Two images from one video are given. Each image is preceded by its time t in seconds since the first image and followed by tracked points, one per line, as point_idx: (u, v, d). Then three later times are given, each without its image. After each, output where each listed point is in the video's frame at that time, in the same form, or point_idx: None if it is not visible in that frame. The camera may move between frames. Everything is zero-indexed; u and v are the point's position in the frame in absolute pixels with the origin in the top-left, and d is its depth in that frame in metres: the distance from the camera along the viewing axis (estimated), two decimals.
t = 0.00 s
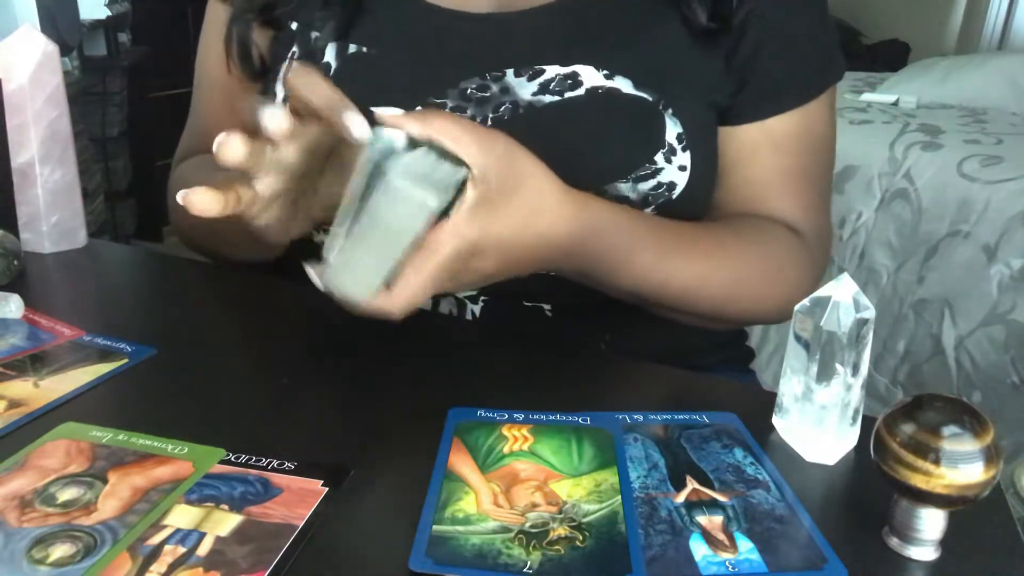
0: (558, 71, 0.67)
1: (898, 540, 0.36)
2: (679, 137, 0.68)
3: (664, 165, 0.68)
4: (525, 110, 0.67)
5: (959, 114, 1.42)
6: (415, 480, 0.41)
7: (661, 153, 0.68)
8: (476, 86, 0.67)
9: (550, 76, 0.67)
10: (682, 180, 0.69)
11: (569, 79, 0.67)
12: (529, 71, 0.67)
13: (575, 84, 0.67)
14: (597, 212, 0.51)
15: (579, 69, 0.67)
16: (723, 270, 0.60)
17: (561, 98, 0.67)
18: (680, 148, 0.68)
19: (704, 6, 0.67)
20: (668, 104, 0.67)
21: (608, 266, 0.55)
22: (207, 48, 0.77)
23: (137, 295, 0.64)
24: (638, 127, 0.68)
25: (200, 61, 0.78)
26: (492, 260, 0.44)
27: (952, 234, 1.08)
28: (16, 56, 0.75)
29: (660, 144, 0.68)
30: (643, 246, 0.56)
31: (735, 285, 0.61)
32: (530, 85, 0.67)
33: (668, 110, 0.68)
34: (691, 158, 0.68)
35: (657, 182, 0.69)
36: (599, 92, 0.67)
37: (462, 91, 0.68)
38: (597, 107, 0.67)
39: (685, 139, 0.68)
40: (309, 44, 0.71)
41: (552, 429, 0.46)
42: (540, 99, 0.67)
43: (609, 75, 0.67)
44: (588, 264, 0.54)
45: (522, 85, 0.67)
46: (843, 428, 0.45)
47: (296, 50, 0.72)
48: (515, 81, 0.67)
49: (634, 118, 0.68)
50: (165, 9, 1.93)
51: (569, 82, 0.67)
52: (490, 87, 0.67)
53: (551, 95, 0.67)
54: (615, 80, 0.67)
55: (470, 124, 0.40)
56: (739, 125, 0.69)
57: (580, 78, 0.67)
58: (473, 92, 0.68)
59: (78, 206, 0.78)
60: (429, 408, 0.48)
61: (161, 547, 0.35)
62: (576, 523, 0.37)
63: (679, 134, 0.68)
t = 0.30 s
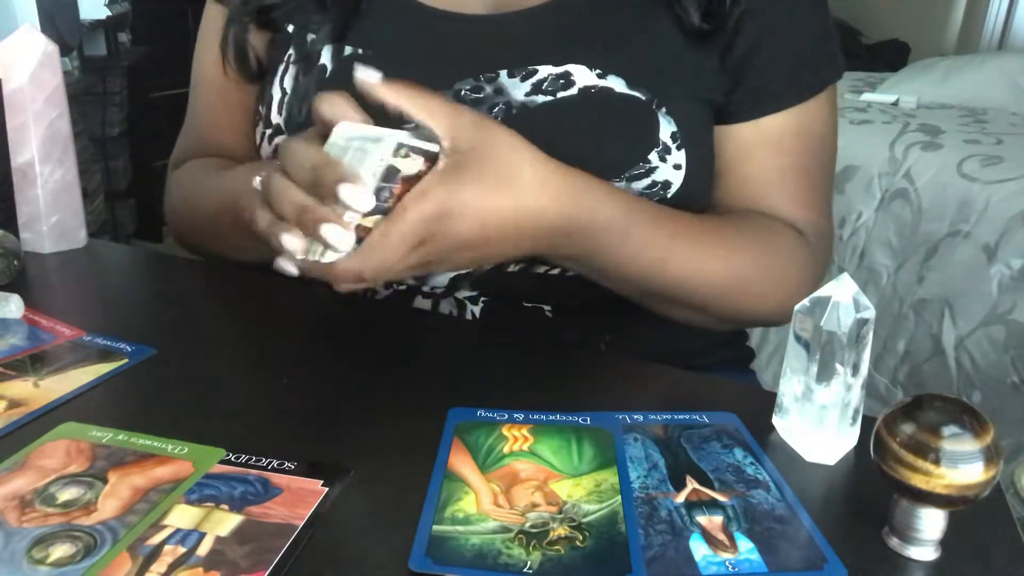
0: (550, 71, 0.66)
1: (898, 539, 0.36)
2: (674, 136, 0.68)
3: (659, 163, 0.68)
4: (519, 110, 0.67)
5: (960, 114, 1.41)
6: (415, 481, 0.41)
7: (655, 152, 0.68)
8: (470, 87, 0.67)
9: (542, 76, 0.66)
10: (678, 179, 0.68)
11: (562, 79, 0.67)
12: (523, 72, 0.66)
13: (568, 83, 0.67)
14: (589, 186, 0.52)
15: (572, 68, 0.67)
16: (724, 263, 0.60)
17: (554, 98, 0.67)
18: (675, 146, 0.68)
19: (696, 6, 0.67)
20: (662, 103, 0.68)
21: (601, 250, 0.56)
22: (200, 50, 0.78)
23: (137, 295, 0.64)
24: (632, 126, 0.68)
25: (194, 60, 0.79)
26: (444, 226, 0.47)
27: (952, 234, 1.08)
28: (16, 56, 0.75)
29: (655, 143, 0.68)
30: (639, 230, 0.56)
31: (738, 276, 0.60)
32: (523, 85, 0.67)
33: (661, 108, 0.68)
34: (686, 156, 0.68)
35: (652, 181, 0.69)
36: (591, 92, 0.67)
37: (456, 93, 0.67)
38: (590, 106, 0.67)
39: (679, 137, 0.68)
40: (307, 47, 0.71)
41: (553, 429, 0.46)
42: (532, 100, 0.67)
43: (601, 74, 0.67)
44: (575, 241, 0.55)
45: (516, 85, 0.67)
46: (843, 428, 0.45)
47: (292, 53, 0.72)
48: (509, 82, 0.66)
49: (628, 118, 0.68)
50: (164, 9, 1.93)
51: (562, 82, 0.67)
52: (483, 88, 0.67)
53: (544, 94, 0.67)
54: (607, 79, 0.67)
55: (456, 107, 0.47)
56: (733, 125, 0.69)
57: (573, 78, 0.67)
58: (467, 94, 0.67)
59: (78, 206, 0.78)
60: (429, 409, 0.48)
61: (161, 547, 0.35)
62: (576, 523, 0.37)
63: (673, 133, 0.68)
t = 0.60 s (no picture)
0: (547, 67, 0.66)
1: (898, 539, 0.36)
2: (671, 128, 0.67)
3: (655, 154, 0.67)
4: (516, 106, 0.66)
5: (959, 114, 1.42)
6: (415, 481, 0.41)
7: (652, 143, 0.67)
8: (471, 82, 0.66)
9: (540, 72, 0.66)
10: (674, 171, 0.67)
11: (558, 74, 0.66)
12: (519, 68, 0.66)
13: (564, 78, 0.66)
14: (593, 154, 0.49)
15: (568, 63, 0.66)
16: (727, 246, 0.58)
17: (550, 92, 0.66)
18: (673, 138, 0.67)
19: (693, 5, 0.66)
20: (660, 96, 0.67)
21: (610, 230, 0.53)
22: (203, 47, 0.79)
23: (137, 295, 0.64)
24: (630, 118, 0.66)
25: (196, 58, 0.79)
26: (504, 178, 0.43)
27: (953, 234, 1.08)
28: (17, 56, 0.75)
29: (653, 134, 0.67)
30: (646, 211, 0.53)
31: (748, 261, 0.59)
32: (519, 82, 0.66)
33: (658, 102, 0.67)
34: (683, 148, 0.67)
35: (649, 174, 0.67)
36: (587, 85, 0.66)
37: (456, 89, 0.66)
38: (587, 99, 0.66)
39: (677, 130, 0.67)
40: (302, 42, 0.70)
41: (553, 429, 0.46)
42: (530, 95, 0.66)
43: (598, 68, 0.66)
44: (582, 219, 0.51)
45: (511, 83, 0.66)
46: (843, 428, 0.45)
47: (287, 48, 0.70)
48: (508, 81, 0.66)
49: (628, 110, 0.66)
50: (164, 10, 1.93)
51: (558, 76, 0.66)
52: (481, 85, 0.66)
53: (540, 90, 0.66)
54: (603, 73, 0.66)
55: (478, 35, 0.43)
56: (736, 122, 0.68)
57: (570, 72, 0.66)
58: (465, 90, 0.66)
59: (78, 206, 0.78)
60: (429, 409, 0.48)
61: (161, 547, 0.35)
62: (576, 523, 0.37)
63: (671, 125, 0.67)
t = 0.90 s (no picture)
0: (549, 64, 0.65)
1: (898, 540, 0.36)
2: (672, 125, 0.66)
3: (656, 151, 0.66)
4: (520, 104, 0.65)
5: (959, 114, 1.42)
6: (415, 481, 0.41)
7: (653, 140, 0.66)
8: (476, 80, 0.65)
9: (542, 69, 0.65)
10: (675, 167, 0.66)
11: (561, 71, 0.65)
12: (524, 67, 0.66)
13: (567, 75, 0.65)
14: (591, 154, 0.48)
15: (571, 61, 0.66)
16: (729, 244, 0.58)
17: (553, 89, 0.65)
18: (674, 135, 0.66)
19: (694, 3, 0.66)
20: (661, 92, 0.66)
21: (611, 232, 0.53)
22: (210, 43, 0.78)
23: (137, 295, 0.64)
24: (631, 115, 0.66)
25: (203, 57, 0.78)
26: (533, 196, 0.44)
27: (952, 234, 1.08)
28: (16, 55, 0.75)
29: (653, 131, 0.66)
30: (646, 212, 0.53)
31: (746, 261, 0.59)
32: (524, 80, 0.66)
33: (659, 99, 0.66)
34: (684, 145, 0.66)
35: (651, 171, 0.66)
36: (590, 83, 0.66)
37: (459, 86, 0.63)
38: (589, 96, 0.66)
39: (678, 127, 0.66)
40: (311, 35, 0.70)
41: (552, 429, 0.46)
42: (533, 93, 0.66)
43: (600, 66, 0.66)
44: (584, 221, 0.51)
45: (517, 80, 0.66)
46: (843, 428, 0.45)
47: (297, 42, 0.71)
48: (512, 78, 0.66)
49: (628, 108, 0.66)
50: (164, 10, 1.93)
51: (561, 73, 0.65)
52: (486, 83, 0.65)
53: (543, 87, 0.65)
54: (605, 70, 0.66)
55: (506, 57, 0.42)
56: (737, 119, 0.67)
57: (572, 69, 0.65)
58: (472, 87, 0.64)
59: (78, 206, 0.78)
60: (428, 408, 0.48)
61: (161, 547, 0.35)
62: (576, 523, 0.37)
63: (672, 121, 0.66)
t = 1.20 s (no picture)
0: (560, 66, 0.65)
1: (898, 540, 0.36)
2: (681, 130, 0.66)
3: (664, 156, 0.66)
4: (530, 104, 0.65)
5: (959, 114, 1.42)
6: (415, 480, 0.41)
7: (662, 145, 0.66)
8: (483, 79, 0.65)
9: (553, 70, 0.65)
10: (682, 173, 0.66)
11: (572, 73, 0.65)
12: (534, 66, 0.65)
13: (578, 77, 0.65)
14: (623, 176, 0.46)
15: (582, 63, 0.65)
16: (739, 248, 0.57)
17: (564, 92, 0.65)
18: (682, 140, 0.66)
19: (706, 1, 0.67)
20: (671, 97, 0.66)
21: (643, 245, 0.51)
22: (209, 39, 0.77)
23: (137, 295, 0.64)
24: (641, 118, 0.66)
25: (207, 52, 0.77)
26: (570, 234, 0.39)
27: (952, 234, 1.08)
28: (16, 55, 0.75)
29: (661, 136, 0.66)
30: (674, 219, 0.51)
31: (748, 267, 0.58)
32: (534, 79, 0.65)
33: (669, 102, 0.66)
34: (691, 150, 0.66)
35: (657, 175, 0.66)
36: (601, 86, 0.65)
37: (469, 84, 0.65)
38: (600, 100, 0.65)
39: (687, 132, 0.66)
40: (324, 33, 0.69)
41: (553, 429, 0.46)
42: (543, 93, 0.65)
43: (611, 68, 0.66)
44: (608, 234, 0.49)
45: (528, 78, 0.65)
46: (843, 428, 0.45)
47: (308, 37, 0.70)
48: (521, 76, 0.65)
49: (637, 111, 0.66)
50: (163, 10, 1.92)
51: (572, 76, 0.65)
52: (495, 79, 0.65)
53: (554, 88, 0.65)
54: (616, 73, 0.66)
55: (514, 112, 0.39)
56: (739, 121, 0.67)
57: (583, 72, 0.65)
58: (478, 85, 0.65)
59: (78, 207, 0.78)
60: (428, 408, 0.48)
61: (161, 547, 0.35)
62: (576, 523, 0.37)
63: (680, 126, 0.66)
